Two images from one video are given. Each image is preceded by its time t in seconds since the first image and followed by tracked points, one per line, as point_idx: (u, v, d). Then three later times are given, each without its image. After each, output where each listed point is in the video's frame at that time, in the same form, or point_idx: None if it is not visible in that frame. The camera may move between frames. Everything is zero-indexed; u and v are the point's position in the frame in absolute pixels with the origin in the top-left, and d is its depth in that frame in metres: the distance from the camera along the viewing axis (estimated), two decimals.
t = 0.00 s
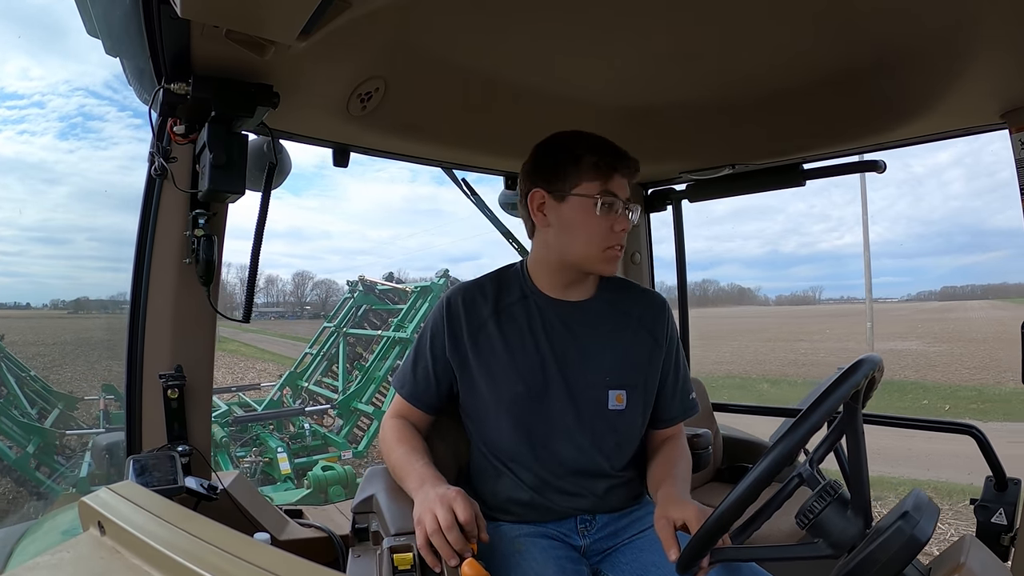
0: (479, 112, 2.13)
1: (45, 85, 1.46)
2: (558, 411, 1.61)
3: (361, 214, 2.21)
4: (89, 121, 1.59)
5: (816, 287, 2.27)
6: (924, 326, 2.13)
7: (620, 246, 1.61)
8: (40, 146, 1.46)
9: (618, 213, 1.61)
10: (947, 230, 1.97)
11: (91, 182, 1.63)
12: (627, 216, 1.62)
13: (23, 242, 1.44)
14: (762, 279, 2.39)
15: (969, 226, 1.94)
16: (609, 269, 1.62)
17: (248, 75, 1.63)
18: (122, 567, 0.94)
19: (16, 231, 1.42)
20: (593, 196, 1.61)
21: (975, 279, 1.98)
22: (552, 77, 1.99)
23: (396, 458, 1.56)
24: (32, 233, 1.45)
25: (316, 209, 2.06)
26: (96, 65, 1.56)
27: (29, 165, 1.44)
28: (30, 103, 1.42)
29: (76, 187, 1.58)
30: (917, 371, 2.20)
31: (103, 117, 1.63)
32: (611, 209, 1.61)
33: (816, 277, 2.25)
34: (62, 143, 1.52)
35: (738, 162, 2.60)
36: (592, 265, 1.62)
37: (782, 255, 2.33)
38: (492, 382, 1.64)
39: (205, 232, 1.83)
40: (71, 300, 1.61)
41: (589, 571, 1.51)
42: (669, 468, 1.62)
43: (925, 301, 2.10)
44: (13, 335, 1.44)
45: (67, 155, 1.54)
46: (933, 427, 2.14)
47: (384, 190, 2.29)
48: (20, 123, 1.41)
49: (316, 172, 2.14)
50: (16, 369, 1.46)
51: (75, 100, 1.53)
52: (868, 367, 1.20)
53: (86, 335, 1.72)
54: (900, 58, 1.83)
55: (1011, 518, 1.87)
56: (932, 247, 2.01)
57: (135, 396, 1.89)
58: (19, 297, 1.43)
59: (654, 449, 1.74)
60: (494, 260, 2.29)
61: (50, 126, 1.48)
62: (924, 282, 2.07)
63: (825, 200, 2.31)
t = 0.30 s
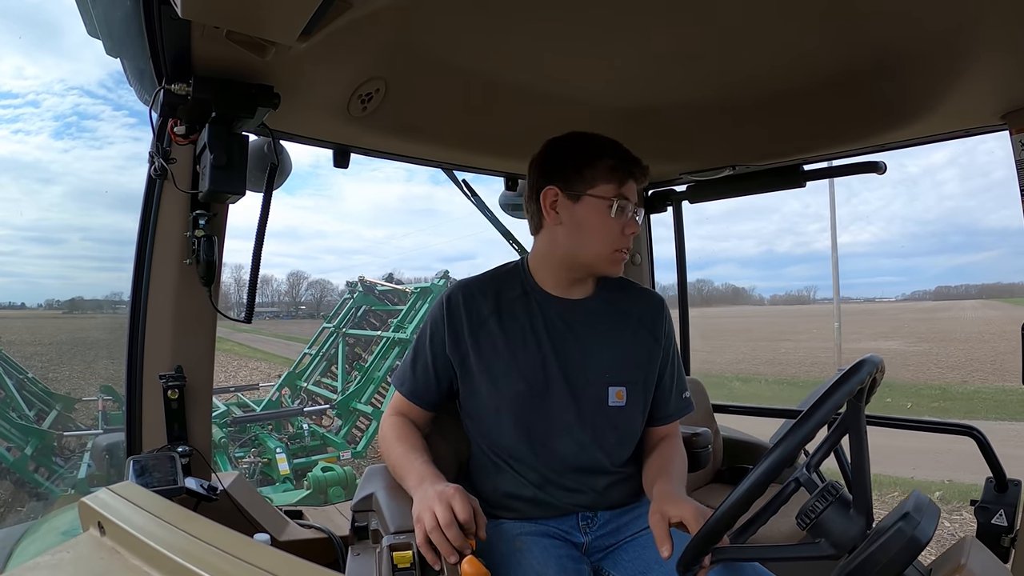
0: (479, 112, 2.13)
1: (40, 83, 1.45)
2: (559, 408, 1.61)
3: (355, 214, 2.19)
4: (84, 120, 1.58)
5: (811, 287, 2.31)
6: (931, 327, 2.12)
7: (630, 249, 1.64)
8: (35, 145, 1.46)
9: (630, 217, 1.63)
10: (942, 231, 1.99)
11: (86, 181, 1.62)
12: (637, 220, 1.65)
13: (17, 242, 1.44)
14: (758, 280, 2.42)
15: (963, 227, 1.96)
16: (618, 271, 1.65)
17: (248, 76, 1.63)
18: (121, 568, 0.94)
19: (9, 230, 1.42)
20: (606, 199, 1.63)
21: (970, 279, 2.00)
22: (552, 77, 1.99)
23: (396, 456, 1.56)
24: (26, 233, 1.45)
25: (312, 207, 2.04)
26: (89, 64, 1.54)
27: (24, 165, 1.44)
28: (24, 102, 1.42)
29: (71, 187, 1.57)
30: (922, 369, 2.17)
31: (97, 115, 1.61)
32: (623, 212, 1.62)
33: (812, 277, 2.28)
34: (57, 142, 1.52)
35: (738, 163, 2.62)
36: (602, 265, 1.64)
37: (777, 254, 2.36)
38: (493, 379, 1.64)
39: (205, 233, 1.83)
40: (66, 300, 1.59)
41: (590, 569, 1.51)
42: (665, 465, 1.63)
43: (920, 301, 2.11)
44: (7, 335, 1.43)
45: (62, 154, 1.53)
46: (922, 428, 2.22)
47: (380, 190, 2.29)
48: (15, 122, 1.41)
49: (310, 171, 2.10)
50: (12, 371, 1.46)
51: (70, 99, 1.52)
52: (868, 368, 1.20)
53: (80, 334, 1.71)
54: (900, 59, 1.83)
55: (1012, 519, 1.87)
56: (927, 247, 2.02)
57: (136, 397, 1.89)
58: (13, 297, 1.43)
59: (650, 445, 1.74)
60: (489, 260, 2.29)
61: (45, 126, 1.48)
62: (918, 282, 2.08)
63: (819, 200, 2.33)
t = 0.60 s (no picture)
0: (481, 113, 2.12)
1: (34, 83, 1.42)
2: (557, 409, 1.61)
3: (351, 213, 2.16)
4: (78, 119, 1.55)
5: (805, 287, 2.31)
6: (931, 327, 2.12)
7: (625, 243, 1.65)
8: (29, 144, 1.42)
9: (622, 211, 1.64)
10: (937, 231, 2.00)
11: (82, 181, 1.59)
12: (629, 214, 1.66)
13: (10, 241, 1.40)
14: (752, 279, 2.42)
15: (958, 227, 1.96)
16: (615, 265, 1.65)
17: (250, 77, 1.63)
18: (121, 567, 0.94)
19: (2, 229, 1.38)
20: (598, 195, 1.64)
21: (963, 279, 2.00)
22: (554, 79, 1.99)
23: (395, 458, 1.56)
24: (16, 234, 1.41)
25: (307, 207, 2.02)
26: (85, 63, 1.51)
27: (18, 165, 1.40)
28: (18, 102, 1.38)
29: (66, 187, 1.54)
30: (921, 370, 2.17)
31: (92, 115, 1.58)
32: (616, 208, 1.64)
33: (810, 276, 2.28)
34: (51, 142, 1.49)
35: (740, 165, 2.59)
36: (598, 260, 1.65)
37: (772, 254, 2.36)
38: (491, 380, 1.64)
39: (207, 233, 1.84)
40: (59, 300, 1.57)
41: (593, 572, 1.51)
42: (665, 466, 1.62)
43: (914, 300, 2.12)
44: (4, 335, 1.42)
45: (57, 154, 1.50)
46: (901, 428, 2.21)
47: (374, 189, 2.27)
48: (9, 121, 1.37)
49: (307, 171, 2.08)
50: (10, 371, 1.45)
51: (65, 99, 1.49)
52: (868, 372, 1.20)
53: (77, 334, 1.69)
54: (900, 61, 1.83)
55: (1012, 522, 1.86)
56: (921, 246, 2.04)
57: (137, 398, 1.90)
58: (8, 298, 1.40)
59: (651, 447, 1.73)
60: (485, 259, 2.28)
61: (40, 125, 1.44)
62: (912, 282, 2.09)
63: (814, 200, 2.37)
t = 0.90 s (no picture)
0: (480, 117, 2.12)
1: (28, 82, 1.43)
2: (571, 414, 1.61)
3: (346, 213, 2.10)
4: (73, 118, 1.55)
5: (801, 286, 2.30)
6: (925, 326, 2.14)
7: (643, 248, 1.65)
8: (24, 144, 1.44)
9: (642, 216, 1.64)
10: (932, 230, 1.98)
11: (77, 181, 1.59)
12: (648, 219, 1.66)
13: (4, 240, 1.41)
14: (746, 279, 2.41)
15: (952, 227, 1.94)
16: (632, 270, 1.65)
17: (249, 83, 1.63)
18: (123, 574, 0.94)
19: None
20: (617, 199, 1.64)
21: (958, 279, 1.99)
22: (553, 83, 1.99)
23: (403, 461, 1.56)
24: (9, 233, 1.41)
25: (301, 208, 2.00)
26: (80, 61, 1.52)
27: (12, 164, 1.42)
28: (12, 100, 1.40)
29: (61, 186, 1.55)
30: (926, 370, 2.17)
31: (86, 113, 1.58)
32: (635, 212, 1.63)
33: (803, 276, 2.27)
34: (47, 141, 1.49)
35: (738, 168, 2.62)
36: (616, 264, 1.64)
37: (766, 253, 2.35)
38: (505, 384, 1.64)
39: (206, 241, 1.85)
40: (54, 300, 1.56)
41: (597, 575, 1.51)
42: (680, 471, 1.63)
43: (908, 300, 2.12)
44: None
45: (51, 153, 1.51)
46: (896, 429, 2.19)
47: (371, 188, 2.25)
48: (3, 120, 1.39)
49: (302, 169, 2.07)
50: (9, 372, 1.46)
51: (59, 97, 1.50)
52: (868, 374, 1.19)
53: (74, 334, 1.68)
54: (900, 62, 1.83)
55: (1015, 521, 1.86)
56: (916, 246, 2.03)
57: (138, 403, 1.90)
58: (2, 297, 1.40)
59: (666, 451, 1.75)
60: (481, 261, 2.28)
61: (34, 124, 1.45)
62: (905, 282, 2.08)
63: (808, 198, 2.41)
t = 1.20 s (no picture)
0: (479, 113, 2.12)
1: (23, 79, 1.43)
2: (562, 406, 1.62)
3: (341, 211, 2.14)
4: (68, 117, 1.54)
5: (794, 286, 2.36)
6: (921, 324, 2.14)
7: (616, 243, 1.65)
8: (18, 142, 1.43)
9: (612, 213, 1.65)
10: (927, 230, 2.03)
11: (70, 179, 1.58)
12: (620, 215, 1.66)
13: None
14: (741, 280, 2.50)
15: (947, 226, 1.99)
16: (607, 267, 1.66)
17: (247, 77, 1.63)
18: (122, 568, 0.94)
19: None
20: (587, 198, 1.65)
21: (951, 278, 2.03)
22: (551, 78, 1.99)
23: (396, 453, 1.56)
24: (7, 233, 1.42)
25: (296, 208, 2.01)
26: (75, 59, 1.51)
27: (5, 162, 1.40)
28: (7, 98, 1.40)
29: (55, 185, 1.54)
30: (919, 370, 2.18)
31: (81, 112, 1.57)
32: (605, 210, 1.64)
33: (796, 275, 2.33)
34: (41, 139, 1.48)
35: (738, 163, 2.59)
36: (589, 263, 1.66)
37: (761, 253, 2.42)
38: (497, 377, 1.64)
39: (205, 234, 1.82)
40: (47, 299, 1.54)
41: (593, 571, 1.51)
42: (665, 464, 1.65)
43: (901, 300, 2.16)
44: None
45: (45, 151, 1.50)
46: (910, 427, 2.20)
47: (365, 188, 2.25)
48: None
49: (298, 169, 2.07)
50: (9, 374, 1.46)
51: (54, 96, 1.49)
52: (868, 369, 1.20)
53: (70, 331, 1.66)
54: (900, 58, 1.83)
55: (1012, 518, 1.87)
56: (913, 246, 2.06)
57: (136, 398, 1.89)
58: None
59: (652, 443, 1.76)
60: (474, 260, 2.28)
61: (28, 122, 1.45)
62: (900, 282, 2.13)
63: (802, 198, 2.41)
